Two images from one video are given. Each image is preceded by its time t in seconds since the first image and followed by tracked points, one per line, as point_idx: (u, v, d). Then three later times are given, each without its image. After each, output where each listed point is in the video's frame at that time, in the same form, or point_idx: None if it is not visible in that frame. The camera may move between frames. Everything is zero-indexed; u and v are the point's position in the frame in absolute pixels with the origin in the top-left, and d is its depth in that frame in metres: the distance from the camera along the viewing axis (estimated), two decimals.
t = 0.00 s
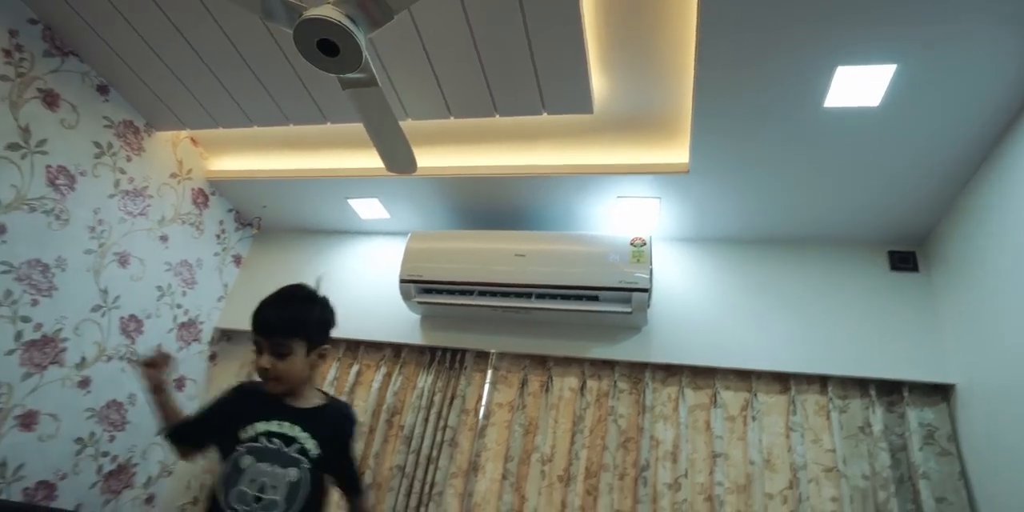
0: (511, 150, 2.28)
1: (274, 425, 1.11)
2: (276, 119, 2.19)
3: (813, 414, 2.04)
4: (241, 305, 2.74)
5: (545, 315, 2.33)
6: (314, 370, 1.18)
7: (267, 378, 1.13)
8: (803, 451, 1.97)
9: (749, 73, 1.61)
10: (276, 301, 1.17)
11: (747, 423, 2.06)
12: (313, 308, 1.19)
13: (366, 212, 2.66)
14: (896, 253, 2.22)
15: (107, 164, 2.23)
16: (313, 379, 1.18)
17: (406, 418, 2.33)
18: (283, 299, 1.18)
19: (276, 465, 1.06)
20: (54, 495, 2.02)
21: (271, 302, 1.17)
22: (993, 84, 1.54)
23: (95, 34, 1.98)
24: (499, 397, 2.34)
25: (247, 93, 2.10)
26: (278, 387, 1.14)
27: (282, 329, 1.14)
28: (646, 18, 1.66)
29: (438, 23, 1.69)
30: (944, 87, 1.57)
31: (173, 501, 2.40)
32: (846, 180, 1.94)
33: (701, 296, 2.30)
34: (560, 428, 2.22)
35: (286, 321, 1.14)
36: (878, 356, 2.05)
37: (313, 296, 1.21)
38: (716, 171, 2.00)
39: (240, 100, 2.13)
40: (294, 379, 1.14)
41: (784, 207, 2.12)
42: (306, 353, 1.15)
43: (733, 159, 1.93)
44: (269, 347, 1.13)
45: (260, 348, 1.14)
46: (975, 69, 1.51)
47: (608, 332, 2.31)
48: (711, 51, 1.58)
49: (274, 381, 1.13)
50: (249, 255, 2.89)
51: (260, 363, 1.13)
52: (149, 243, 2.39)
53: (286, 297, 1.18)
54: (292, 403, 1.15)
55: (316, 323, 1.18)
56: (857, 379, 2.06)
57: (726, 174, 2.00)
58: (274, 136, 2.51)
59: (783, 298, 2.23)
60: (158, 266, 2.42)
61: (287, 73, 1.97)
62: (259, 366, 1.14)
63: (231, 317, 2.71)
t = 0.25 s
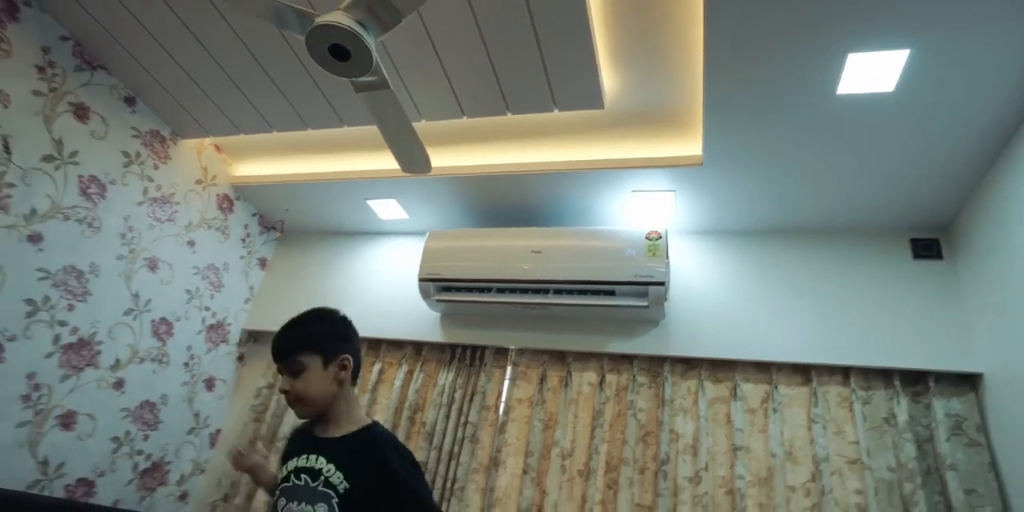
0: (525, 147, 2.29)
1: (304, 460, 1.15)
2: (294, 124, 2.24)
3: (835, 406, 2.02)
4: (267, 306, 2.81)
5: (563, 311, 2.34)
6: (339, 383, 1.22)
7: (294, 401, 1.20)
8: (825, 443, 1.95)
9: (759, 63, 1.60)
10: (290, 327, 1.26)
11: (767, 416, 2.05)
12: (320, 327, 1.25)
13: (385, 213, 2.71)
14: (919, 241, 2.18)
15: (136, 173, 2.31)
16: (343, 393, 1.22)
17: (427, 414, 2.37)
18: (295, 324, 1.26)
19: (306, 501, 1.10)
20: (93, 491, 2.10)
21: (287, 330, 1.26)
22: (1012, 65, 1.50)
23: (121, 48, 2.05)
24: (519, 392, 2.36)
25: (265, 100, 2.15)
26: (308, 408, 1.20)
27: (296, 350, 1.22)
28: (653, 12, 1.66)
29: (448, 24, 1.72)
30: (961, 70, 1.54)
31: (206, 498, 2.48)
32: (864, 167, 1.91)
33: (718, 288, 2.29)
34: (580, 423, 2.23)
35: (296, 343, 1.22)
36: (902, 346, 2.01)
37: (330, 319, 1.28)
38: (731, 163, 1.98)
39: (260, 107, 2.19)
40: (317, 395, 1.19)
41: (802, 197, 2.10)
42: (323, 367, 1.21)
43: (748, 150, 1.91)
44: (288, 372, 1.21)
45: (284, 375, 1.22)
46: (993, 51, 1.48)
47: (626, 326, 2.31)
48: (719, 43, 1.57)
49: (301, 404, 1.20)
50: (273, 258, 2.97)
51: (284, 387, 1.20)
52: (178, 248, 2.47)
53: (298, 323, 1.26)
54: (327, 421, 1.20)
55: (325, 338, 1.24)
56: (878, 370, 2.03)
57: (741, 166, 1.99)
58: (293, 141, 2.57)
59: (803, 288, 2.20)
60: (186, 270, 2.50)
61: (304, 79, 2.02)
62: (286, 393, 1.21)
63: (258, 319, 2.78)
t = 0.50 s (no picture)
0: (536, 147, 2.31)
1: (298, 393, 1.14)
2: (309, 131, 2.29)
3: (855, 398, 2.00)
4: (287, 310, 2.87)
5: (577, 308, 2.35)
6: (334, 328, 1.15)
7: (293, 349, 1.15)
8: (845, 436, 1.93)
9: (766, 55, 1.60)
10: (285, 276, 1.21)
11: (785, 409, 2.03)
12: (311, 272, 1.19)
13: (400, 215, 2.74)
14: (939, 229, 2.14)
15: (158, 183, 2.38)
16: (341, 339, 1.15)
17: (446, 413, 2.40)
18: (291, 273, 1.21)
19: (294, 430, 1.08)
20: (126, 492, 2.17)
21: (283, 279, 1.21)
22: None
23: (140, 63, 2.12)
24: (536, 390, 2.38)
25: (280, 109, 2.20)
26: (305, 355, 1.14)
27: (289, 299, 1.16)
28: (658, 8, 1.66)
29: (455, 27, 1.74)
30: (975, 56, 1.51)
31: (233, 498, 2.55)
32: (878, 156, 1.88)
33: (733, 282, 2.27)
34: (597, 419, 2.24)
35: (289, 291, 1.16)
36: (923, 336, 1.98)
37: (328, 264, 1.22)
38: (742, 156, 1.97)
39: (275, 115, 2.24)
40: (312, 341, 1.13)
41: (816, 188, 2.08)
42: (316, 313, 1.15)
43: (759, 143, 1.90)
44: (284, 321, 1.16)
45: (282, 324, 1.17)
46: (1008, 36, 1.45)
47: (641, 322, 2.31)
48: (725, 36, 1.56)
49: (298, 352, 1.14)
50: (293, 262, 3.03)
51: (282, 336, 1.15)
52: (200, 254, 2.54)
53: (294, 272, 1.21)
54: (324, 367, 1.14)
55: (317, 282, 1.18)
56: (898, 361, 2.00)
57: (752, 159, 1.98)
58: (309, 148, 2.61)
59: (820, 280, 2.18)
60: (208, 276, 2.57)
61: (316, 87, 2.06)
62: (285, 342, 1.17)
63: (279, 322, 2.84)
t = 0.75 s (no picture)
0: (546, 144, 2.32)
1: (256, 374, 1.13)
2: (324, 136, 2.33)
3: (876, 388, 1.97)
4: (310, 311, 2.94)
5: (593, 303, 2.36)
6: (284, 303, 1.13)
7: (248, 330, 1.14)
8: (866, 426, 1.91)
9: (775, 45, 1.58)
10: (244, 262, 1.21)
11: (805, 400, 2.02)
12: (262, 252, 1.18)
13: (416, 215, 2.78)
14: (962, 215, 2.09)
15: (181, 191, 2.45)
16: (292, 313, 1.13)
17: (465, 409, 2.44)
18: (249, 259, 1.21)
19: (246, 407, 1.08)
20: (160, 489, 2.26)
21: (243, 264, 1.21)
22: None
23: (161, 75, 2.18)
24: (553, 385, 2.40)
25: (296, 115, 2.25)
26: (259, 335, 1.13)
27: (241, 282, 1.16)
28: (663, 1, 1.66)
29: (462, 29, 1.76)
30: (991, 38, 1.48)
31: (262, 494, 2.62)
32: (895, 143, 1.85)
33: (749, 273, 2.26)
34: (615, 413, 2.25)
35: (240, 275, 1.16)
36: (945, 325, 1.94)
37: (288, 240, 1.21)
38: (755, 147, 1.95)
39: (291, 121, 2.29)
40: (262, 318, 1.12)
41: (832, 176, 2.05)
42: (266, 289, 1.14)
43: (771, 133, 1.88)
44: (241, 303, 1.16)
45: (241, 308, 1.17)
46: None
47: (657, 316, 2.31)
48: (732, 28, 1.55)
49: (253, 332, 1.13)
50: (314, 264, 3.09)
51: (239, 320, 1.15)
52: (223, 259, 2.61)
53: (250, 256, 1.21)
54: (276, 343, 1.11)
55: (273, 257, 1.17)
56: (920, 350, 1.97)
57: (765, 149, 1.96)
58: (325, 152, 2.67)
59: (838, 269, 2.15)
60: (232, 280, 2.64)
61: (329, 92, 2.10)
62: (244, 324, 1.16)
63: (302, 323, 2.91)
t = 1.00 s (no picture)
0: (556, 141, 2.33)
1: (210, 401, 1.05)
2: (337, 138, 2.37)
3: (891, 381, 1.96)
4: (327, 311, 2.99)
5: (605, 299, 2.37)
6: (236, 318, 1.13)
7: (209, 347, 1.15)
8: (881, 419, 1.90)
9: (782, 39, 1.58)
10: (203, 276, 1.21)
11: (819, 393, 2.01)
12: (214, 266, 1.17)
13: (429, 215, 2.81)
14: (978, 205, 2.07)
15: (200, 195, 2.51)
16: (243, 327, 1.13)
17: (481, 406, 2.47)
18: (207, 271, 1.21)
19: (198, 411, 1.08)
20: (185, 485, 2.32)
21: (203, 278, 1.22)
22: None
23: (179, 83, 2.24)
24: (567, 381, 2.41)
25: (309, 118, 2.29)
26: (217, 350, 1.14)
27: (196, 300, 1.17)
28: None
29: (470, 31, 1.78)
30: (1002, 27, 1.46)
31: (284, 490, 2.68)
32: (907, 134, 1.83)
33: (762, 267, 2.25)
34: (628, 409, 2.26)
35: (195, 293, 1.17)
36: (962, 316, 1.92)
37: (235, 252, 1.18)
38: (765, 141, 1.95)
39: (305, 124, 2.33)
40: (216, 336, 1.12)
41: (844, 168, 2.03)
42: (218, 306, 1.14)
43: (781, 126, 1.88)
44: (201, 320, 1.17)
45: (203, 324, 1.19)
46: None
47: (670, 311, 2.32)
48: (737, 23, 1.56)
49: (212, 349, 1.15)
50: (330, 264, 3.15)
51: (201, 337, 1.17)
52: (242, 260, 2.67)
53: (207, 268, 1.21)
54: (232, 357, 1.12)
55: (219, 275, 1.16)
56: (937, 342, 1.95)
57: (775, 143, 1.95)
58: (340, 154, 2.71)
59: (852, 262, 2.14)
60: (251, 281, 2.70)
61: (341, 96, 2.14)
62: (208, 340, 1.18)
63: (319, 323, 2.96)
